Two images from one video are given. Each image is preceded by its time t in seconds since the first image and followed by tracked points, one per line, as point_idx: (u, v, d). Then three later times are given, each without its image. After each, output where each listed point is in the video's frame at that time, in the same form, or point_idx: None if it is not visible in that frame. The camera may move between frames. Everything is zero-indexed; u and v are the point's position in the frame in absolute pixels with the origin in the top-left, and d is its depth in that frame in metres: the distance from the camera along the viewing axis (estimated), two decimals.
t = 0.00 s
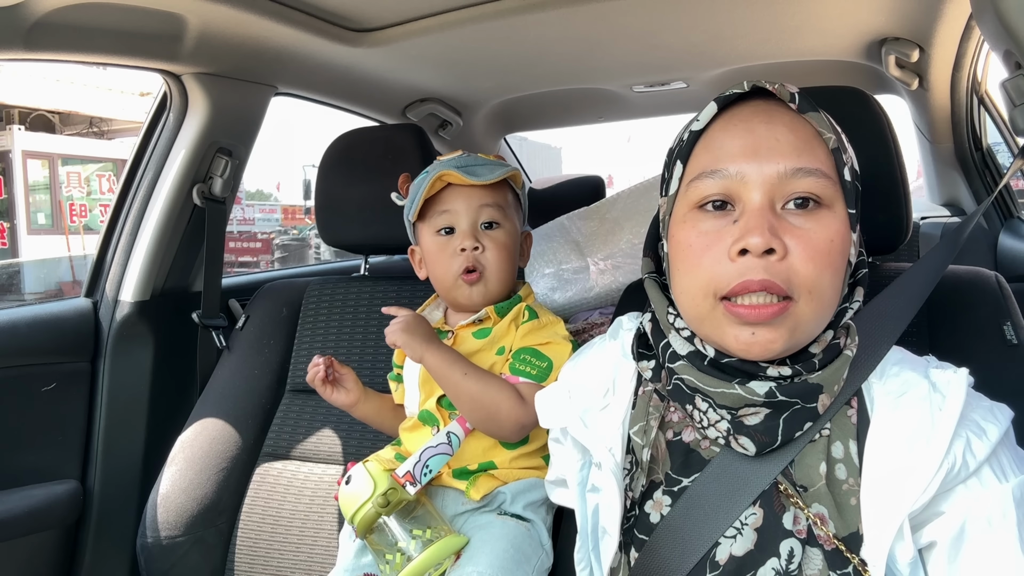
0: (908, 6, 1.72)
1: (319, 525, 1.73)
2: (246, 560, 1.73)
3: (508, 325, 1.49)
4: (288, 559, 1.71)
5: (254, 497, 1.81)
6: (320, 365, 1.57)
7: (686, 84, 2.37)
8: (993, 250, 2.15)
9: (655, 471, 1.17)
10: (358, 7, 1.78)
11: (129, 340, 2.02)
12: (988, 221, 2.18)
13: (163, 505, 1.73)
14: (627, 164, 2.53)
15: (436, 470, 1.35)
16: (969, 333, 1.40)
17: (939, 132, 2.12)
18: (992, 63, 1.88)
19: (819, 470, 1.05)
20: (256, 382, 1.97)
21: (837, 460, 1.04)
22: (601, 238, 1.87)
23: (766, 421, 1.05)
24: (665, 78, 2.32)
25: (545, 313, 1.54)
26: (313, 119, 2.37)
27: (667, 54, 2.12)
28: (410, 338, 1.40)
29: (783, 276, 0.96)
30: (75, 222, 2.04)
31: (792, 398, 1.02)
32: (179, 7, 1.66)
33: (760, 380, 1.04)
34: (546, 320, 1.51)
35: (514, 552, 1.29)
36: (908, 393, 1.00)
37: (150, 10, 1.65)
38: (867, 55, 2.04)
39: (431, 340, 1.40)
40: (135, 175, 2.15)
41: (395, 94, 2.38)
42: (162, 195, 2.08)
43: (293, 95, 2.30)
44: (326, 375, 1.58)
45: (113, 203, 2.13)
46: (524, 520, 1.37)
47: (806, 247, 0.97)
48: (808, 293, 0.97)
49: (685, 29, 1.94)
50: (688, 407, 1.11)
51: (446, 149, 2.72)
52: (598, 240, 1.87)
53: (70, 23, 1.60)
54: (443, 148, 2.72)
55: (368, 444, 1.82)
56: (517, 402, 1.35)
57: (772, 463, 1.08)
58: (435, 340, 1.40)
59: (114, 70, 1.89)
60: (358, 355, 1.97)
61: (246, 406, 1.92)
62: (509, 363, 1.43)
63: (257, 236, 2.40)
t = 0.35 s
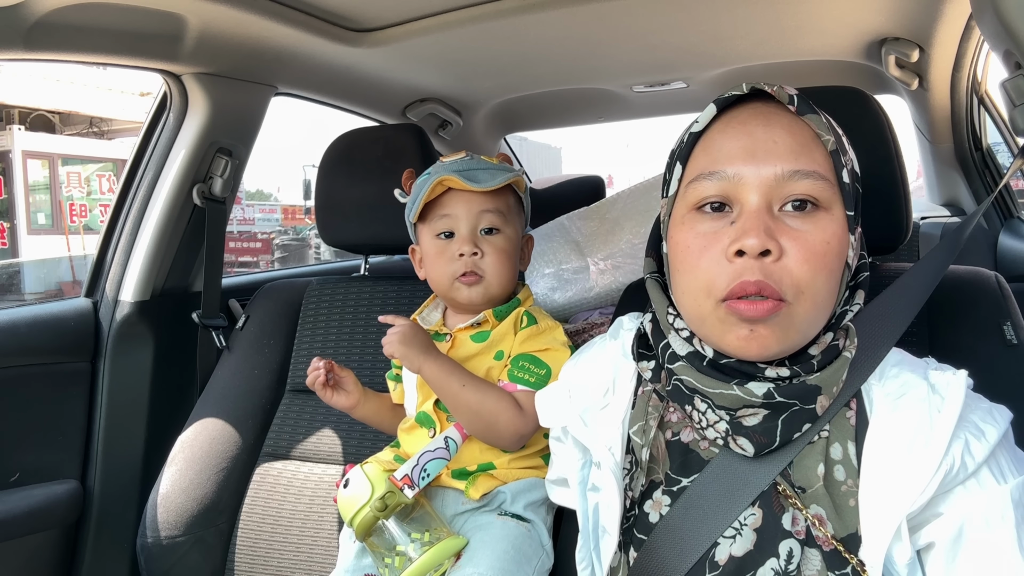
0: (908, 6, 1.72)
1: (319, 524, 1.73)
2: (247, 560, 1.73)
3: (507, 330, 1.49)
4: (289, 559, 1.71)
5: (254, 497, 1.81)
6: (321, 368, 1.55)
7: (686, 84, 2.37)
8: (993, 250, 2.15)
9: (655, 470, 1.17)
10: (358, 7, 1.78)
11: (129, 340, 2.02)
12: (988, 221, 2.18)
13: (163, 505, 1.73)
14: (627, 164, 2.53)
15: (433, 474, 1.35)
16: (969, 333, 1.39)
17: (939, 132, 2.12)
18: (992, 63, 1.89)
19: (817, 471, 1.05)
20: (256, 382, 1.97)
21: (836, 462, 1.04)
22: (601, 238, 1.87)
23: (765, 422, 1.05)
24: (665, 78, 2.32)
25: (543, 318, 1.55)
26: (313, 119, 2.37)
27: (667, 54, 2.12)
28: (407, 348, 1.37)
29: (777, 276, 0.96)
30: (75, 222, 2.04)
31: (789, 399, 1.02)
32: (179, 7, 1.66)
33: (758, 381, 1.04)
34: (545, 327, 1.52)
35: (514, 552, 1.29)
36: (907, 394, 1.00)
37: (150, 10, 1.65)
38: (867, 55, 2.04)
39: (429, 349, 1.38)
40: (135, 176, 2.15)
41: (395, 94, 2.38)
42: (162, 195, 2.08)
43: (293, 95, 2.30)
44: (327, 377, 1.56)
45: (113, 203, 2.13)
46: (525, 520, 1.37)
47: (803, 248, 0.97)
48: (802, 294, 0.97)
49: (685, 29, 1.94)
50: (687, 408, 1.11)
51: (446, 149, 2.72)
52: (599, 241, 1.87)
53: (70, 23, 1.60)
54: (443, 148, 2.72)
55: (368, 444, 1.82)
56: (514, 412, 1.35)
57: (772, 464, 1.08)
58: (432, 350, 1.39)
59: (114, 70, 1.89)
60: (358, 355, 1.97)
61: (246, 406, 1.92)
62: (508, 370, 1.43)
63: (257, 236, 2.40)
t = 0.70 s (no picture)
0: (908, 6, 1.72)
1: (319, 524, 1.74)
2: (247, 561, 1.73)
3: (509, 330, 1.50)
4: (289, 559, 1.71)
5: (254, 497, 1.81)
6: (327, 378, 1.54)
7: (686, 84, 2.37)
8: (993, 250, 2.15)
9: (655, 470, 1.17)
10: (358, 7, 1.78)
11: (129, 340, 2.02)
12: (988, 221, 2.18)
13: (163, 505, 1.73)
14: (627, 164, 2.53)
15: (436, 476, 1.35)
16: (970, 333, 1.39)
17: (939, 132, 2.12)
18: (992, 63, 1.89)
19: (816, 473, 1.05)
20: (255, 381, 1.97)
21: (835, 463, 1.04)
22: (601, 239, 1.87)
23: (764, 423, 1.05)
24: (665, 78, 2.32)
25: (545, 322, 1.55)
26: (313, 119, 2.37)
27: (666, 54, 2.12)
28: (407, 366, 1.36)
29: (770, 273, 0.96)
30: (75, 222, 2.04)
31: (790, 400, 1.02)
32: (179, 7, 1.66)
33: (757, 381, 1.04)
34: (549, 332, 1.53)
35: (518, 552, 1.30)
36: (907, 396, 1.00)
37: (150, 10, 1.65)
38: (867, 55, 2.04)
39: (428, 363, 1.37)
40: (135, 176, 2.15)
41: (395, 94, 2.38)
42: (162, 195, 2.08)
43: (293, 95, 2.30)
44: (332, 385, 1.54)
45: (113, 203, 2.13)
46: (528, 522, 1.37)
47: (798, 246, 0.97)
48: (795, 291, 0.96)
49: (685, 29, 1.94)
50: (686, 408, 1.12)
51: (446, 149, 2.72)
52: (599, 241, 1.87)
53: (70, 23, 1.60)
54: (443, 148, 2.72)
55: (368, 444, 1.82)
56: (517, 419, 1.35)
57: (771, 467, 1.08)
58: (431, 363, 1.37)
59: (114, 70, 1.89)
60: (358, 355, 1.97)
61: (246, 406, 1.92)
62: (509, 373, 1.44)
63: (256, 236, 2.40)
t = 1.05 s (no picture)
0: (909, 6, 1.72)
1: (319, 523, 1.74)
2: (247, 561, 1.73)
3: (486, 325, 1.49)
4: (289, 559, 1.71)
5: (254, 497, 1.81)
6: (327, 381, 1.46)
7: (686, 84, 2.37)
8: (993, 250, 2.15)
9: (674, 444, 1.23)
10: (358, 7, 1.78)
11: (129, 339, 2.02)
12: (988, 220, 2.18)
13: (163, 505, 1.73)
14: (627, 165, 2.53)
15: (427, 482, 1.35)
16: (969, 333, 1.39)
17: (939, 132, 2.12)
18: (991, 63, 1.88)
19: (807, 459, 1.06)
20: (255, 381, 1.97)
21: (829, 447, 1.05)
22: (601, 239, 1.86)
23: (719, 398, 1.11)
24: (665, 78, 2.32)
25: (524, 320, 1.53)
26: (313, 118, 2.37)
27: (667, 54, 2.12)
28: (387, 415, 1.33)
29: (640, 258, 1.16)
30: (75, 222, 2.04)
31: (740, 376, 1.09)
32: (180, 7, 1.66)
33: (715, 341, 1.11)
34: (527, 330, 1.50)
35: (515, 549, 1.30)
36: (909, 387, 1.00)
37: (150, 10, 1.65)
38: (867, 55, 2.04)
39: (407, 406, 1.34)
40: (135, 176, 2.15)
41: (395, 94, 2.38)
42: (162, 195, 2.08)
43: (293, 95, 2.30)
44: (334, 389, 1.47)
45: (113, 203, 2.13)
46: (525, 521, 1.36)
47: (659, 236, 1.12)
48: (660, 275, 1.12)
49: (685, 29, 1.94)
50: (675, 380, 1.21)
51: (446, 149, 2.72)
52: (598, 240, 1.87)
53: (70, 23, 1.60)
54: (443, 148, 2.72)
55: (368, 445, 1.82)
56: (502, 422, 1.36)
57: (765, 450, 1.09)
58: (412, 404, 1.35)
59: (114, 70, 1.89)
60: (357, 355, 1.98)
61: (246, 406, 1.92)
62: (494, 376, 1.43)
63: (256, 236, 2.40)
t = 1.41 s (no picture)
0: (908, 6, 1.73)
1: (320, 522, 1.74)
2: (247, 560, 1.73)
3: (481, 330, 1.50)
4: (289, 558, 1.71)
5: (254, 497, 1.81)
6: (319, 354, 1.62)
7: (686, 84, 2.37)
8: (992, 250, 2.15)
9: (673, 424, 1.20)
10: (358, 7, 1.79)
11: (129, 340, 2.02)
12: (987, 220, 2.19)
13: (164, 505, 1.73)
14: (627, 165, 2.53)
15: (428, 492, 1.36)
16: (968, 333, 1.39)
17: (938, 132, 2.13)
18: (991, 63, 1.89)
19: (795, 428, 1.05)
20: (256, 382, 1.97)
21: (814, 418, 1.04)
22: (601, 239, 1.87)
23: (720, 381, 1.11)
24: (665, 78, 2.32)
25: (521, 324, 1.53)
26: (313, 119, 2.38)
27: (667, 54, 2.12)
28: (392, 457, 1.32)
29: (661, 254, 1.07)
30: (75, 222, 2.04)
31: (738, 358, 1.10)
32: (180, 8, 1.66)
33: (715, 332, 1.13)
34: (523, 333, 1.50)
35: (513, 549, 1.31)
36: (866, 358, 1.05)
37: (151, 11, 1.65)
38: (867, 55, 2.05)
39: (411, 443, 1.34)
40: (135, 176, 2.15)
41: (396, 94, 2.38)
42: (163, 196, 2.08)
43: (294, 95, 2.30)
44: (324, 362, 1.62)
45: (113, 203, 2.13)
46: (524, 520, 1.37)
47: (685, 236, 1.06)
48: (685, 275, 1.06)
49: (685, 29, 1.94)
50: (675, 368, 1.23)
51: (446, 149, 2.73)
52: (598, 240, 1.87)
53: (70, 23, 1.60)
54: (443, 148, 2.72)
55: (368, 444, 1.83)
56: (506, 433, 1.37)
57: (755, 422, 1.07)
58: (415, 442, 1.34)
59: (114, 71, 1.90)
60: (358, 355, 1.98)
61: (246, 406, 1.92)
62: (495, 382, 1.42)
63: (257, 236, 2.40)
